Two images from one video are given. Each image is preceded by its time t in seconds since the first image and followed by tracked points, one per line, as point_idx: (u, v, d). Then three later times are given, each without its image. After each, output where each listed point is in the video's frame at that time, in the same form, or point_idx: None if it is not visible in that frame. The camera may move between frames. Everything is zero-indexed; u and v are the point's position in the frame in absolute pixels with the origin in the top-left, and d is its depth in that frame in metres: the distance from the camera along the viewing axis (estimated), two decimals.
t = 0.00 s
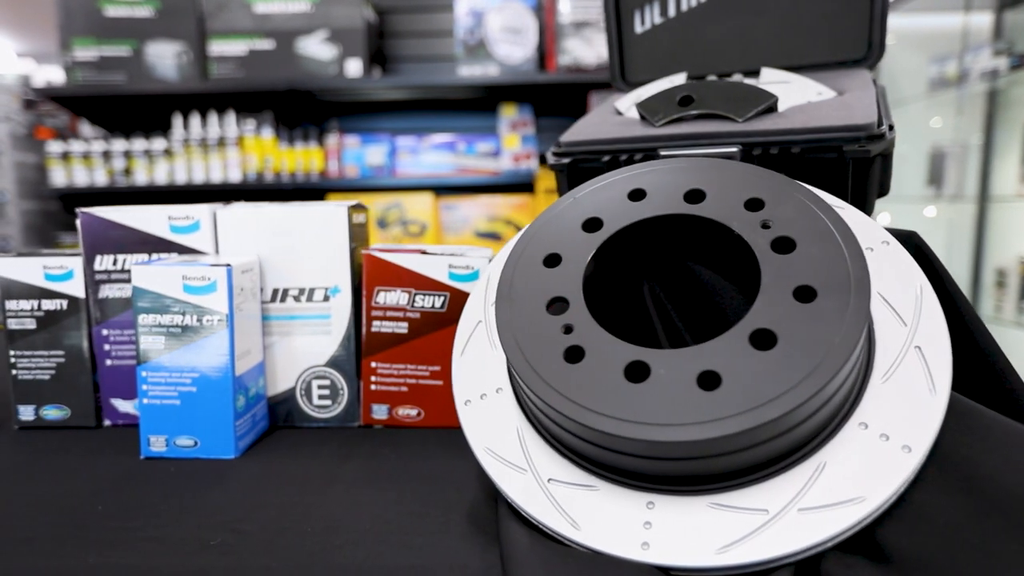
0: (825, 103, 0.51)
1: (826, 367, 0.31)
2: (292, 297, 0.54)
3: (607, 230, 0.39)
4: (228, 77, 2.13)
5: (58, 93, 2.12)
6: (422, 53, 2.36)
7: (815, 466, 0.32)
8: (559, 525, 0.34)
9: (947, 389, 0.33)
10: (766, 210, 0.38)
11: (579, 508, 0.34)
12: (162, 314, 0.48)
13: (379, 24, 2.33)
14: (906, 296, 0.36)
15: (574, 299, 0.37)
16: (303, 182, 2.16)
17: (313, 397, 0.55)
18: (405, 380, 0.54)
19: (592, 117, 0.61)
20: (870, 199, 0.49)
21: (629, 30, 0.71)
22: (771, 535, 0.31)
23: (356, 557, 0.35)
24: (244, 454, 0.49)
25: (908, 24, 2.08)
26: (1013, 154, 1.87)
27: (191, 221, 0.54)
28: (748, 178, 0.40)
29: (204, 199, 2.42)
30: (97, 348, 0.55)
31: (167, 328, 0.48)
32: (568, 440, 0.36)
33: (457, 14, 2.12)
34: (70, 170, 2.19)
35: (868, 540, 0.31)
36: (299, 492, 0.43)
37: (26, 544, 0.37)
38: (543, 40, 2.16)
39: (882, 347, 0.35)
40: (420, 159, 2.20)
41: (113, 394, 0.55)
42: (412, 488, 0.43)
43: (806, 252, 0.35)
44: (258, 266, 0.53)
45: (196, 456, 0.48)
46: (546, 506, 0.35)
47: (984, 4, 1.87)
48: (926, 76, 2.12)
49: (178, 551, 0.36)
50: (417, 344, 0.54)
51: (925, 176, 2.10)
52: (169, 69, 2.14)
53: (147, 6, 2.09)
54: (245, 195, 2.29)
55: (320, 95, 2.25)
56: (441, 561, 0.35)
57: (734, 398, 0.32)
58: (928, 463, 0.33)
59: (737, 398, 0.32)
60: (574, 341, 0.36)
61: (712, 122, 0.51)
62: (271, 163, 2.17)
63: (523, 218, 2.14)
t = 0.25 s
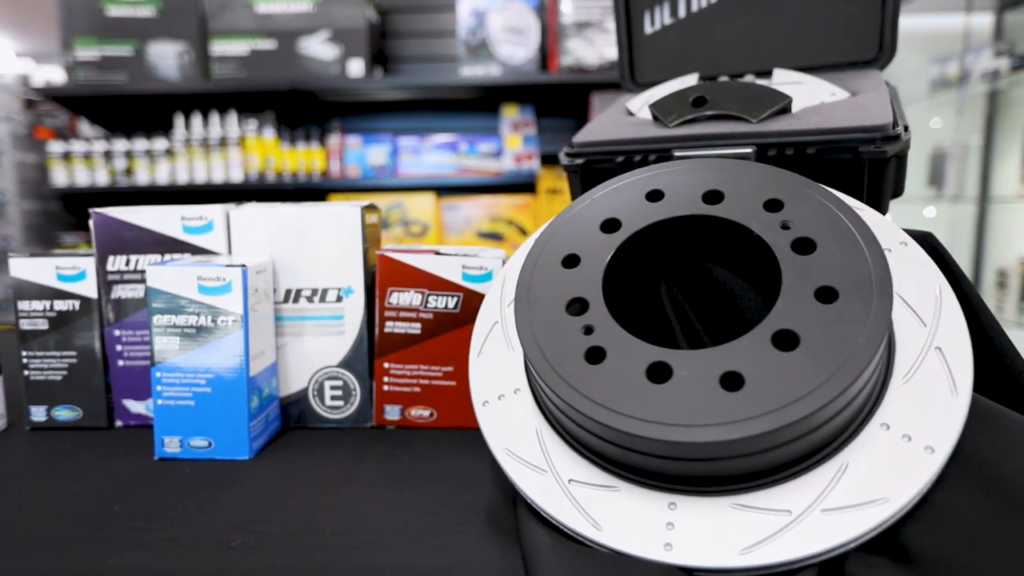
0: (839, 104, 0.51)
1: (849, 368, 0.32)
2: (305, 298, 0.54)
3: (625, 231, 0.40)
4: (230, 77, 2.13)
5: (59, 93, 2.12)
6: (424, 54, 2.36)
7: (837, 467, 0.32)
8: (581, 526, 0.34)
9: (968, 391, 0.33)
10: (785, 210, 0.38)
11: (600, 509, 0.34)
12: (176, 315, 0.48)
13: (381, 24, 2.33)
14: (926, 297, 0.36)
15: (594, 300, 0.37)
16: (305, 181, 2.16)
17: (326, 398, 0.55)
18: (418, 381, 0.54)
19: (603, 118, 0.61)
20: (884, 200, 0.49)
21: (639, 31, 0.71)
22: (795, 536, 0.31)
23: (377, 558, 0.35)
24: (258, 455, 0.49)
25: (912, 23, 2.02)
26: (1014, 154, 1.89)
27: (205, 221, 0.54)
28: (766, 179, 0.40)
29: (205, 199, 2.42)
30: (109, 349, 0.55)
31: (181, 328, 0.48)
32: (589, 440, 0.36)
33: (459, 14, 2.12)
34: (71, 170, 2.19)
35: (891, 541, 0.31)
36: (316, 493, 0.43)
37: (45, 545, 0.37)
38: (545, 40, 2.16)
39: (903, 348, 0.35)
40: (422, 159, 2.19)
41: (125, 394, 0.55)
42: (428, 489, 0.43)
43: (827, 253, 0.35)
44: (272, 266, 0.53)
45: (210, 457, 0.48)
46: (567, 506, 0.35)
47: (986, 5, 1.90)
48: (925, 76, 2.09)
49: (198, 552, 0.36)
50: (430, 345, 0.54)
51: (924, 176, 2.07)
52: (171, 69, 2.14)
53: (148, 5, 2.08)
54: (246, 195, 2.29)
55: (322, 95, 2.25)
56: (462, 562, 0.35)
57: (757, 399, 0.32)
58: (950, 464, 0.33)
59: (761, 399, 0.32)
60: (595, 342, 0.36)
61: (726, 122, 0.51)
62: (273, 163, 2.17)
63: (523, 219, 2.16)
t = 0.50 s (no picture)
0: (853, 105, 0.51)
1: (875, 368, 0.32)
2: (319, 298, 0.54)
3: (645, 231, 0.40)
4: (232, 76, 2.13)
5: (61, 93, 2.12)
6: (426, 54, 2.36)
7: (862, 468, 0.32)
8: (604, 527, 0.34)
9: (993, 391, 0.33)
10: (806, 211, 0.38)
11: (623, 509, 0.34)
12: (192, 315, 0.48)
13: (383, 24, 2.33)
14: (948, 298, 0.36)
15: (615, 300, 0.37)
16: (307, 181, 2.16)
17: (339, 398, 0.55)
18: (432, 381, 0.54)
19: (616, 118, 0.61)
20: (900, 200, 0.49)
21: (649, 31, 0.70)
22: (821, 537, 0.31)
23: (399, 559, 0.35)
24: (273, 456, 0.49)
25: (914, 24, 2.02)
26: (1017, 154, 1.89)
27: (218, 221, 0.54)
28: (786, 179, 0.40)
29: (206, 199, 2.42)
30: (122, 349, 0.55)
31: (197, 329, 0.48)
32: (610, 440, 0.36)
33: (462, 14, 2.13)
34: (73, 169, 2.18)
35: (917, 542, 0.31)
36: (333, 493, 0.43)
37: (65, 546, 0.37)
38: (548, 40, 2.16)
39: (924, 348, 0.35)
40: (425, 159, 2.19)
41: (138, 394, 0.55)
42: (446, 490, 0.43)
43: (848, 253, 0.35)
44: (285, 267, 0.53)
45: (225, 458, 0.48)
46: (589, 507, 0.35)
47: (989, 6, 1.91)
48: (928, 77, 2.09)
49: (218, 552, 0.36)
50: (444, 345, 0.54)
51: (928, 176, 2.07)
52: (173, 69, 2.14)
53: (150, 5, 2.07)
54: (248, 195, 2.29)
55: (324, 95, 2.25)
56: (485, 562, 0.35)
57: (784, 398, 0.32)
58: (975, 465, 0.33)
59: (787, 399, 0.32)
60: (617, 343, 0.36)
61: (741, 123, 0.51)
62: (275, 163, 2.18)
63: (526, 218, 2.17)
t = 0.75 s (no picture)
0: (870, 104, 0.51)
1: (901, 368, 0.31)
2: (334, 298, 0.54)
3: (666, 231, 0.40)
4: (234, 75, 2.12)
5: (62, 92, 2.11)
6: (428, 53, 2.36)
7: (887, 468, 0.32)
8: (628, 527, 0.34)
9: (1018, 392, 0.33)
10: (828, 211, 0.38)
11: (647, 509, 0.34)
12: (208, 315, 0.47)
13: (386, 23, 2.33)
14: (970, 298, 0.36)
15: (638, 300, 0.37)
16: (309, 181, 2.16)
17: (353, 398, 0.54)
18: (446, 381, 0.54)
19: (629, 117, 0.61)
20: (918, 200, 0.49)
21: (661, 31, 0.70)
22: (848, 537, 0.31)
23: (423, 559, 0.35)
24: (290, 456, 0.49)
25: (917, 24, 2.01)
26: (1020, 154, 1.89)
27: (233, 220, 0.53)
28: (806, 179, 0.40)
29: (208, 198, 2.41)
30: (136, 348, 0.54)
31: (213, 328, 0.48)
32: (634, 440, 0.36)
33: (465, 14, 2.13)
34: (75, 168, 2.18)
35: (944, 543, 0.31)
36: (352, 493, 0.43)
37: (86, 547, 0.37)
38: (551, 39, 2.16)
39: (948, 348, 0.35)
40: (427, 159, 2.18)
41: (152, 394, 0.55)
42: (465, 490, 0.43)
43: (872, 253, 0.35)
44: (300, 266, 0.52)
45: (241, 458, 0.48)
46: (613, 507, 0.35)
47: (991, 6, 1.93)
48: (931, 77, 2.08)
49: (240, 553, 0.36)
50: (459, 345, 0.54)
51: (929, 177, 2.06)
52: (175, 68, 2.14)
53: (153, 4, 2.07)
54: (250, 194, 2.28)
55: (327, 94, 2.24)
56: (509, 563, 0.35)
57: (810, 399, 0.32)
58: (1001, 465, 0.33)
59: (815, 399, 0.32)
60: (641, 343, 0.36)
61: (757, 123, 0.51)
62: (277, 162, 2.17)
63: (529, 218, 2.18)
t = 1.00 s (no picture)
0: (885, 104, 0.51)
1: (927, 369, 0.31)
2: (348, 298, 0.54)
3: (686, 230, 0.39)
4: (235, 75, 2.12)
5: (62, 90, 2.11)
6: (430, 53, 2.35)
7: (912, 469, 0.32)
8: (652, 527, 0.34)
9: None
10: (848, 211, 0.38)
11: (669, 509, 0.34)
12: (223, 315, 0.47)
13: (387, 23, 2.32)
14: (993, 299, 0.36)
15: (659, 300, 0.37)
16: (311, 180, 2.15)
17: (367, 398, 0.54)
18: (461, 381, 0.54)
19: (642, 117, 0.61)
20: (933, 200, 0.49)
21: (671, 31, 0.70)
22: (874, 538, 0.31)
23: (446, 559, 0.35)
24: (305, 456, 0.49)
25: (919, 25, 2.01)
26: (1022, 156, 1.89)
27: (247, 220, 0.53)
28: (826, 179, 0.40)
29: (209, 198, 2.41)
30: (149, 348, 0.54)
31: (229, 328, 0.47)
32: (657, 440, 0.36)
33: (468, 14, 2.12)
34: (76, 168, 2.18)
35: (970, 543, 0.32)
36: (371, 494, 0.43)
37: (108, 547, 0.37)
38: (553, 39, 2.16)
39: (971, 349, 0.35)
40: (430, 159, 2.18)
41: (164, 394, 0.55)
42: (484, 490, 0.43)
43: (895, 253, 0.35)
44: (314, 266, 0.52)
45: (256, 458, 0.48)
46: (635, 507, 0.35)
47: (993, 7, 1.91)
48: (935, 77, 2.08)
49: (263, 554, 0.36)
50: (473, 345, 0.54)
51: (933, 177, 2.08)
52: (176, 67, 2.13)
53: (154, 3, 2.08)
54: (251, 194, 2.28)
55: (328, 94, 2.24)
56: (532, 563, 0.35)
57: (836, 399, 0.32)
58: None
59: (840, 398, 0.32)
60: (663, 343, 0.36)
61: (773, 123, 0.51)
62: (279, 162, 2.17)
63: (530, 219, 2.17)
